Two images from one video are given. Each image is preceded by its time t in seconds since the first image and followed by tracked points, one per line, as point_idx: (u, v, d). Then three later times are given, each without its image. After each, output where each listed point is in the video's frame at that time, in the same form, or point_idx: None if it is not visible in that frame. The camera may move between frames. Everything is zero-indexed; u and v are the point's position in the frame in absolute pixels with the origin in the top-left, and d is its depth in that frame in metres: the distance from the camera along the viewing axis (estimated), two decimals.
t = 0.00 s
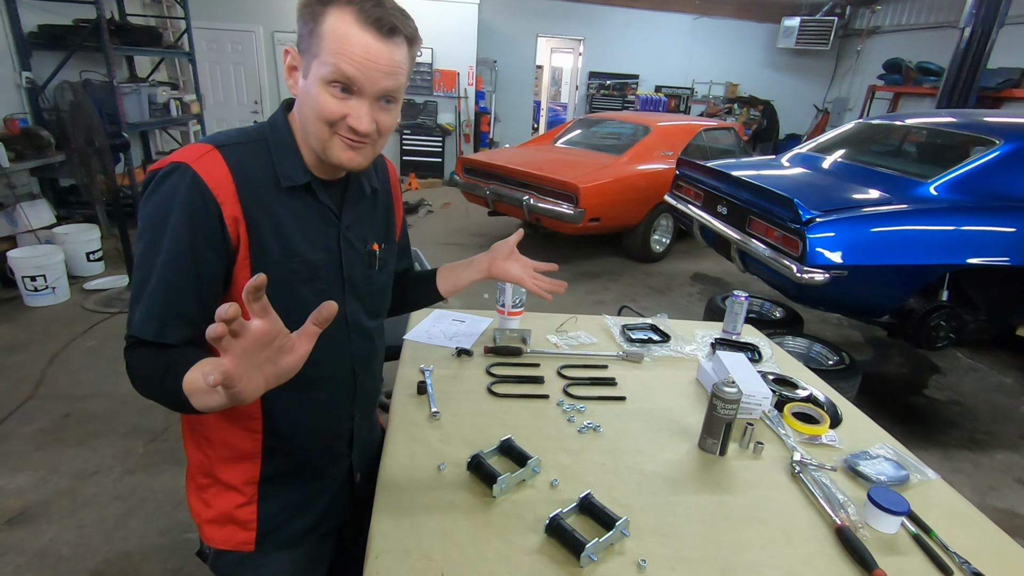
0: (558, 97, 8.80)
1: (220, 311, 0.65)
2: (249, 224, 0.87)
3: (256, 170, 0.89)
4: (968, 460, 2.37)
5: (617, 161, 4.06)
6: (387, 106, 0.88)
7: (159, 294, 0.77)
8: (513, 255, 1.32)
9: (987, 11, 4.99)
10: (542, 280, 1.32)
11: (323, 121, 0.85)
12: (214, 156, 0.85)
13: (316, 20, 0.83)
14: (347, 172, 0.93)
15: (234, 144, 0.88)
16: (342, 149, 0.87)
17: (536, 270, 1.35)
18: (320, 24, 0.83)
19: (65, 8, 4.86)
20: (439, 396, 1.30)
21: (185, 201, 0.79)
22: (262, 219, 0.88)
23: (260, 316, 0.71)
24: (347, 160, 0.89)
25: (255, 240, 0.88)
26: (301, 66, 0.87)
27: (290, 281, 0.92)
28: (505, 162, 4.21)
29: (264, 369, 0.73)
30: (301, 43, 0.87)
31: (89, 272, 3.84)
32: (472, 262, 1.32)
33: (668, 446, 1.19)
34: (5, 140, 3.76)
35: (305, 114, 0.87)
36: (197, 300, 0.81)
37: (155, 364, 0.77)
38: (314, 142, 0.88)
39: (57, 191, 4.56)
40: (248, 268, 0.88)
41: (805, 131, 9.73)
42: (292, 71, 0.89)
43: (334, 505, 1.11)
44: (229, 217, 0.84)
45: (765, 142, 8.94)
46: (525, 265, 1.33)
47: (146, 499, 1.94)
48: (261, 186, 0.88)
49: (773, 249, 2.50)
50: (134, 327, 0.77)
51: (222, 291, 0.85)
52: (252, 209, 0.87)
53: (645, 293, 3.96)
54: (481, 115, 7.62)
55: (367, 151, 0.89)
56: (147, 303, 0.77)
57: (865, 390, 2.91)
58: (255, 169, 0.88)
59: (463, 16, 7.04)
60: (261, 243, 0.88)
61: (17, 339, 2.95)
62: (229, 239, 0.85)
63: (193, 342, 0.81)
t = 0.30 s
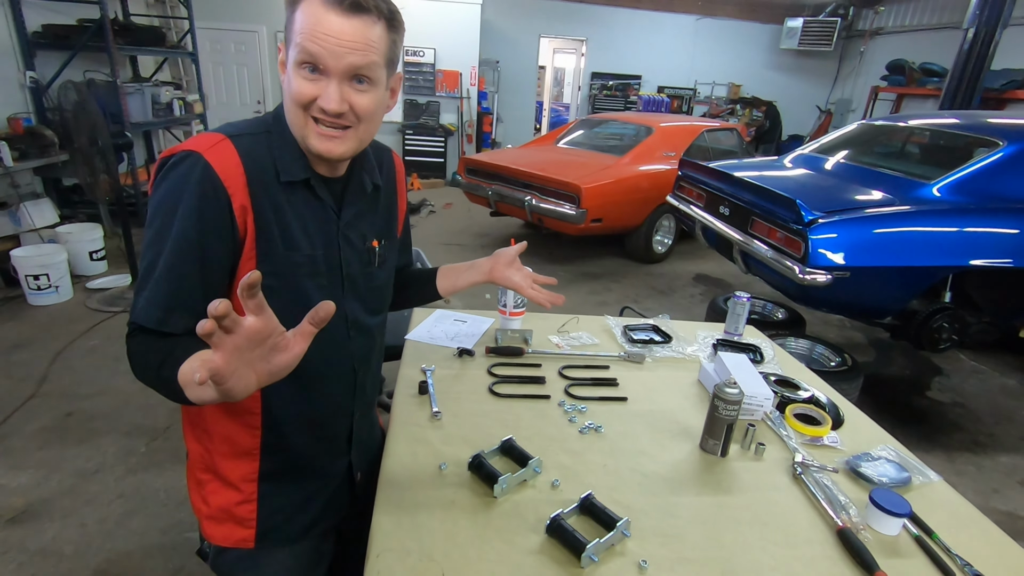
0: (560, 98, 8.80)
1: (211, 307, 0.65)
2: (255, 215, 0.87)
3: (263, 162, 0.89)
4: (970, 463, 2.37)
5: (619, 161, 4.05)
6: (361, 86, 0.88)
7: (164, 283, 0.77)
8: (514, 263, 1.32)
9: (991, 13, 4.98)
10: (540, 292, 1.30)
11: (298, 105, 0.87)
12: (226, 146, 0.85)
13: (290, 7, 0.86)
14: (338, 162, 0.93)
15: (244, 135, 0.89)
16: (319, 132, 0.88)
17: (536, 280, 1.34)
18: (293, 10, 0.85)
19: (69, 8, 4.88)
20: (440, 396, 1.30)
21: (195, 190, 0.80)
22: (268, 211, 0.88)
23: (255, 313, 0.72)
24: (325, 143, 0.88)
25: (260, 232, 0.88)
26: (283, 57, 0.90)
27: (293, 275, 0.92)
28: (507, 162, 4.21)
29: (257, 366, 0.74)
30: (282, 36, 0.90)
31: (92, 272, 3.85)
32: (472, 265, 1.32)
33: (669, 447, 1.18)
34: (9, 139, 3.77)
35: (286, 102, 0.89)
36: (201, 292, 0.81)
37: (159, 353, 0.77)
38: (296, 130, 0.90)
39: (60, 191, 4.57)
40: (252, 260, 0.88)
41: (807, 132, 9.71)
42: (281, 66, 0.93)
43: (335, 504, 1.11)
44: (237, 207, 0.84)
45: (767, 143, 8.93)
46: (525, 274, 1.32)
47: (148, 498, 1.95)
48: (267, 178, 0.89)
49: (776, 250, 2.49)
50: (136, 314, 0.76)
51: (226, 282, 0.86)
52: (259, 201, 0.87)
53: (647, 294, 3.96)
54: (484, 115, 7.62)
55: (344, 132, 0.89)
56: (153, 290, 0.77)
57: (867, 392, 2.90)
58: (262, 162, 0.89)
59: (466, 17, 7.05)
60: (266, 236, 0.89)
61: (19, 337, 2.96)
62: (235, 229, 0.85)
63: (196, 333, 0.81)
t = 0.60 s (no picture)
0: (561, 96, 8.76)
1: (218, 330, 0.66)
2: (249, 222, 0.87)
3: (256, 169, 0.88)
4: (972, 460, 2.36)
5: (620, 159, 4.05)
6: (373, 117, 0.87)
7: (160, 293, 0.78)
8: (513, 260, 1.32)
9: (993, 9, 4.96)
10: (541, 289, 1.29)
11: (306, 125, 0.85)
12: (216, 154, 0.85)
13: (315, 23, 0.84)
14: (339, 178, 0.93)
15: (236, 141, 0.88)
16: (323, 154, 0.87)
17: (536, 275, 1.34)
18: (316, 28, 0.83)
19: (69, 6, 4.88)
20: (441, 393, 1.30)
21: (186, 201, 0.80)
22: (262, 217, 0.88)
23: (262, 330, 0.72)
24: (328, 166, 0.89)
25: (255, 239, 0.88)
26: (297, 68, 0.88)
27: (290, 279, 0.92)
28: (508, 160, 4.21)
29: (263, 381, 0.74)
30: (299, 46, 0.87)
31: (94, 270, 3.85)
32: (472, 263, 1.32)
33: (669, 444, 1.18)
34: (10, 138, 3.77)
35: (294, 115, 0.88)
36: (198, 299, 0.81)
37: (158, 363, 0.78)
38: (301, 145, 0.89)
39: (61, 189, 4.58)
40: (248, 268, 0.88)
41: (809, 130, 9.69)
42: (292, 72, 0.90)
43: (335, 502, 1.11)
44: (230, 216, 0.84)
45: (769, 141, 8.92)
46: (525, 269, 1.32)
47: (150, 496, 1.95)
48: (260, 184, 0.88)
49: (777, 248, 2.48)
50: (136, 326, 0.78)
51: (223, 289, 0.86)
52: (252, 209, 0.87)
53: (648, 292, 3.96)
54: (485, 113, 7.60)
55: (348, 158, 0.89)
56: (150, 302, 0.78)
57: (869, 389, 2.90)
58: (255, 167, 0.88)
59: (467, 15, 7.04)
60: (261, 243, 0.89)
61: (21, 336, 2.97)
62: (230, 238, 0.85)
63: (193, 341, 0.82)
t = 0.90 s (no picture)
0: (563, 96, 8.72)
1: (222, 338, 0.66)
2: (255, 223, 0.87)
3: (262, 168, 0.88)
4: (977, 459, 2.35)
5: (623, 159, 4.04)
6: (378, 107, 0.87)
7: (166, 294, 0.78)
8: (519, 266, 1.32)
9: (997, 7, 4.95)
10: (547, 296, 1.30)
11: (313, 122, 0.85)
12: (221, 155, 0.84)
13: (309, 19, 0.83)
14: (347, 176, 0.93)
15: (240, 142, 0.88)
16: (332, 151, 0.87)
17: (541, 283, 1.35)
18: (311, 24, 0.83)
19: (73, 9, 4.90)
20: (444, 393, 1.31)
21: (191, 201, 0.79)
22: (268, 218, 0.88)
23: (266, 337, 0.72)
24: (339, 163, 0.89)
25: (261, 239, 0.88)
26: (297, 66, 0.88)
27: (296, 280, 0.92)
28: (510, 160, 4.20)
29: (264, 387, 0.75)
30: (296, 43, 0.87)
31: (97, 272, 3.86)
32: (478, 268, 1.32)
33: (672, 444, 1.18)
34: (14, 140, 3.79)
35: (299, 115, 0.88)
36: (203, 300, 0.82)
37: (164, 365, 0.78)
38: (308, 143, 0.89)
39: (65, 191, 4.60)
40: (253, 269, 0.88)
41: (812, 128, 9.66)
42: (292, 71, 0.90)
43: (340, 502, 1.11)
44: (235, 217, 0.84)
45: (771, 140, 8.90)
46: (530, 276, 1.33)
47: (154, 496, 1.96)
48: (265, 184, 0.88)
49: (780, 247, 2.48)
50: (141, 327, 0.78)
51: (228, 290, 0.86)
52: (258, 209, 0.87)
53: (650, 291, 3.95)
54: (487, 113, 7.60)
55: (356, 153, 0.88)
56: (156, 303, 0.78)
57: (872, 388, 2.89)
58: (261, 168, 0.88)
59: (469, 15, 7.05)
60: (267, 243, 0.89)
61: (26, 337, 2.98)
62: (235, 239, 0.85)
63: (198, 341, 0.82)
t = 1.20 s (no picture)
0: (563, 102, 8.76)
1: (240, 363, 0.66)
2: (266, 233, 0.87)
3: (270, 179, 0.89)
4: (980, 466, 2.34)
5: (623, 165, 4.06)
6: (380, 111, 0.87)
7: (178, 307, 0.79)
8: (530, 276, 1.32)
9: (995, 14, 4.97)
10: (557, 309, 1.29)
11: (320, 139, 0.86)
12: (230, 167, 0.85)
13: (294, 36, 0.82)
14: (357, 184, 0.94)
15: (248, 154, 0.88)
16: (343, 163, 0.89)
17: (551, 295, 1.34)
18: (297, 41, 0.82)
19: (76, 18, 4.94)
20: (446, 400, 1.31)
21: (201, 214, 0.80)
22: (278, 228, 0.89)
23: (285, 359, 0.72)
24: (353, 173, 0.90)
25: (271, 250, 0.88)
26: (290, 81, 0.87)
27: (308, 289, 0.93)
28: (511, 167, 4.22)
29: (281, 405, 0.75)
30: (284, 59, 0.86)
31: (99, 278, 3.87)
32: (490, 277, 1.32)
33: (674, 451, 1.18)
34: (18, 148, 3.81)
35: (303, 131, 0.88)
36: (215, 311, 0.82)
37: (179, 378, 0.79)
38: (317, 157, 0.90)
39: (67, 198, 4.62)
40: (265, 279, 0.89)
41: (812, 135, 9.68)
42: (286, 84, 0.89)
43: (345, 510, 1.11)
44: (246, 230, 0.85)
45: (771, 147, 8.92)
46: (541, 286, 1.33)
47: (155, 503, 1.95)
48: (275, 195, 0.89)
49: (780, 253, 2.48)
50: (156, 341, 0.79)
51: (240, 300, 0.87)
52: (268, 220, 0.87)
53: (651, 297, 3.95)
54: (487, 120, 7.64)
55: (366, 160, 0.89)
56: (169, 316, 0.79)
57: (874, 395, 2.88)
58: (270, 179, 0.89)
59: (470, 23, 7.09)
60: (278, 253, 0.89)
61: (28, 344, 2.99)
62: (246, 250, 0.85)
63: (211, 353, 0.83)
